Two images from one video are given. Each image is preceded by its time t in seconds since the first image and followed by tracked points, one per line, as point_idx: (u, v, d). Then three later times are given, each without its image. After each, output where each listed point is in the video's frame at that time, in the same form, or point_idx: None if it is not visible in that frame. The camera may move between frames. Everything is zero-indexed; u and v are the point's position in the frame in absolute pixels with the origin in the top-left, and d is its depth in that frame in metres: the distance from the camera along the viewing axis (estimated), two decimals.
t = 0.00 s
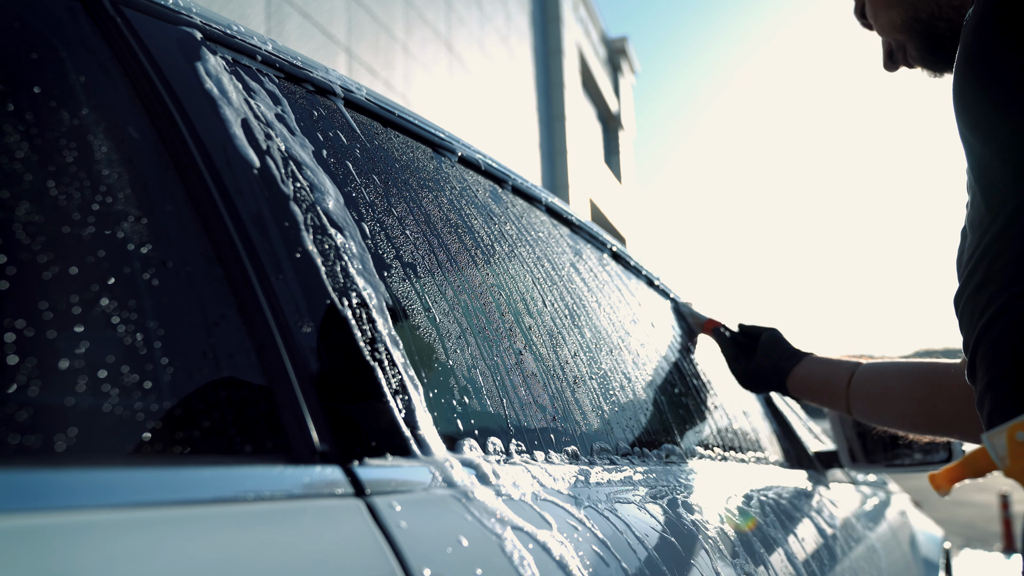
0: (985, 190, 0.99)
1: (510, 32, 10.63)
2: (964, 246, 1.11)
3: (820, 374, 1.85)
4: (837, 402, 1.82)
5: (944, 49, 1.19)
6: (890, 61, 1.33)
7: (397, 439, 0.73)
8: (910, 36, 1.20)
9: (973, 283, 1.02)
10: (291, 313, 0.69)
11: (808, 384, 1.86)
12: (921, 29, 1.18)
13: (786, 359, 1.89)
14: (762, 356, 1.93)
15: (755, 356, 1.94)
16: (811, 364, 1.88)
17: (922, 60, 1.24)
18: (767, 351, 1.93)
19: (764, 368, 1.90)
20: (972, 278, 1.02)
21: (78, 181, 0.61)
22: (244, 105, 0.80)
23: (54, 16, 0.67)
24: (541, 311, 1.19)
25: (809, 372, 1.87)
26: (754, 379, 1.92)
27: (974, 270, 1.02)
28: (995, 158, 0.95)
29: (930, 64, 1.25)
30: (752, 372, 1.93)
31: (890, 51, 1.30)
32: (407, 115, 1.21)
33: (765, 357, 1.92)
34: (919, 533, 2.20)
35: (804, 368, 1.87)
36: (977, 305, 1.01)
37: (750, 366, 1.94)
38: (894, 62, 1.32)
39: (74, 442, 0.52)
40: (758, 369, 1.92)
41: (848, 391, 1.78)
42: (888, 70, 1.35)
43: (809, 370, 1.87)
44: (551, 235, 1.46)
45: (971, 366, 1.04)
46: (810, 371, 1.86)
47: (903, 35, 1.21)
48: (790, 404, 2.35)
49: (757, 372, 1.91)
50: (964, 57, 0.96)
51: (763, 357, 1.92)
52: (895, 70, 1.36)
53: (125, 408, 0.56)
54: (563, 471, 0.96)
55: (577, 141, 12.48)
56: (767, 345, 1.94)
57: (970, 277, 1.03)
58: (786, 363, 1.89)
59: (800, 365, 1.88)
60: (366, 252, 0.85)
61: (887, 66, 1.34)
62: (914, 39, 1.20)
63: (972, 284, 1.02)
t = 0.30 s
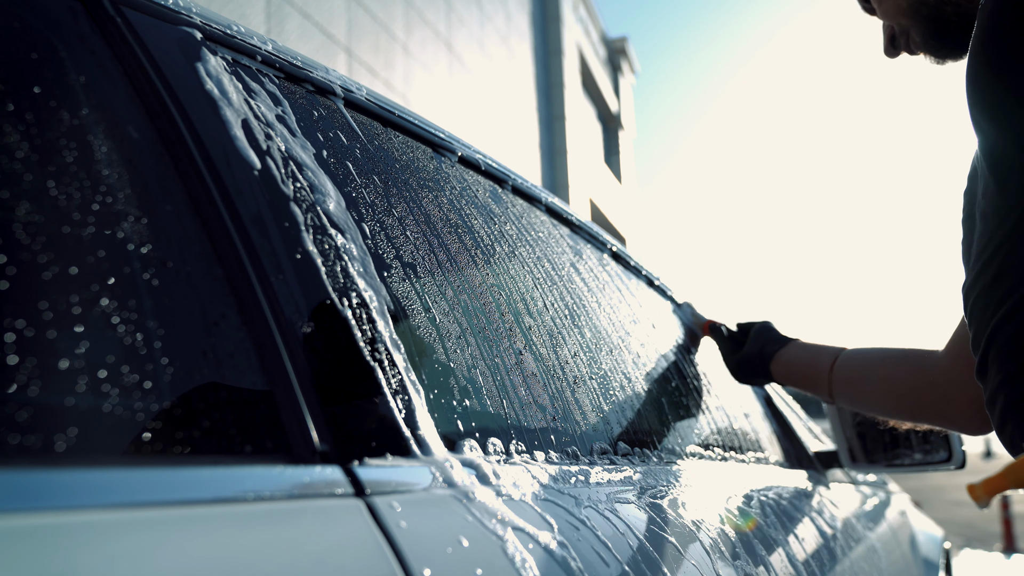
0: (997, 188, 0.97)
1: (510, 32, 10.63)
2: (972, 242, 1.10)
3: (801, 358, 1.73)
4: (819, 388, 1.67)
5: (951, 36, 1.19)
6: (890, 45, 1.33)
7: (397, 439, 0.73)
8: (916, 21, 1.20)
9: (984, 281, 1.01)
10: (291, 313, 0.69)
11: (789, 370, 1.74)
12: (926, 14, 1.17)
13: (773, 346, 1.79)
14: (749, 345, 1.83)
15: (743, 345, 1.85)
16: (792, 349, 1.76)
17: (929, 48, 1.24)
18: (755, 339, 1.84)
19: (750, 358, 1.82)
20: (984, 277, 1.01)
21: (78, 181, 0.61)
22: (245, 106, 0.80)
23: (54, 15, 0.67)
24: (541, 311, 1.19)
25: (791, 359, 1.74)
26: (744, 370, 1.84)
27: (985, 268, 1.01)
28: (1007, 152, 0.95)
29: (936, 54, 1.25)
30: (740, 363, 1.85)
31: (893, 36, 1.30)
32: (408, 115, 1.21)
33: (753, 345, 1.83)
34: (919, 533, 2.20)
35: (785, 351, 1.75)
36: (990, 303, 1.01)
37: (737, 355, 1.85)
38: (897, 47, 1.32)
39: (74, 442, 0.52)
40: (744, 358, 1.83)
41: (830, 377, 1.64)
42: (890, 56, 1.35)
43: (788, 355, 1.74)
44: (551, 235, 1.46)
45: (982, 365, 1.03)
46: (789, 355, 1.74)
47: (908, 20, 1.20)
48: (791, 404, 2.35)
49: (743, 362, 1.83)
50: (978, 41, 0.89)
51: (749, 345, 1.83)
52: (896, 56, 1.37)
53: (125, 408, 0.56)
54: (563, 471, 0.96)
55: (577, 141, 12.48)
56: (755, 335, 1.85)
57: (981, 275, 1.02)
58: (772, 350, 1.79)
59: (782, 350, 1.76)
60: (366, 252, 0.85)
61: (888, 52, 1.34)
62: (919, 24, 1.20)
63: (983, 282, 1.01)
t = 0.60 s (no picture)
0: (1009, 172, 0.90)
1: (510, 32, 10.64)
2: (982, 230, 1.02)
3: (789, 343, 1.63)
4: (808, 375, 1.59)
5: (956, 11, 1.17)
6: (890, 27, 1.30)
7: (398, 439, 0.73)
8: None
9: (995, 272, 0.93)
10: (291, 312, 0.69)
11: (774, 354, 1.65)
12: None
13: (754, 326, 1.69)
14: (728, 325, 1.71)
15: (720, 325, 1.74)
16: (774, 332, 1.66)
17: (931, 27, 1.22)
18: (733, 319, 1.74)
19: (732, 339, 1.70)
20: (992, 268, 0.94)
21: (78, 181, 0.61)
22: (245, 107, 0.80)
23: (54, 15, 0.67)
24: (541, 311, 1.19)
25: (777, 343, 1.65)
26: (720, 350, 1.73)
27: (995, 259, 0.93)
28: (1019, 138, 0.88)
29: (938, 33, 1.23)
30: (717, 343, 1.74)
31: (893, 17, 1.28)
32: (407, 115, 1.20)
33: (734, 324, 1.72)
34: (919, 533, 2.20)
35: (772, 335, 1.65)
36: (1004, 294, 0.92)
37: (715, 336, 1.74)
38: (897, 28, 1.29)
39: (74, 442, 0.52)
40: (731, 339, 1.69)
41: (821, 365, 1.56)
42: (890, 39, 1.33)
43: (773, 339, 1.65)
44: (551, 235, 1.46)
45: (991, 359, 0.95)
46: (772, 339, 1.65)
47: None
48: (790, 404, 2.35)
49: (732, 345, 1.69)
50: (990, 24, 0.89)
51: (734, 326, 1.70)
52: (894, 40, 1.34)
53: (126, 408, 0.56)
54: (563, 471, 0.96)
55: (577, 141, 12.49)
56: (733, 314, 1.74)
57: (989, 266, 0.94)
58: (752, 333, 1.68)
59: (765, 333, 1.66)
60: (366, 252, 0.85)
61: (889, 34, 1.32)
62: None
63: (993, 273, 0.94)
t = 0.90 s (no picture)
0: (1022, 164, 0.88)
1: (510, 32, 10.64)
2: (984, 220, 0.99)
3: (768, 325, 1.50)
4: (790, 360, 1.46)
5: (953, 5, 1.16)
6: (889, 15, 1.30)
7: (397, 439, 0.73)
8: None
9: (1001, 272, 0.92)
10: (291, 312, 0.69)
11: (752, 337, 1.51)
12: None
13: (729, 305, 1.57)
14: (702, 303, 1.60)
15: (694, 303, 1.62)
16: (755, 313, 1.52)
17: (930, 13, 1.19)
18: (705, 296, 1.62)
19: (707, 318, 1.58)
20: (998, 269, 0.93)
21: (78, 181, 0.61)
22: (246, 107, 0.80)
23: (55, 16, 0.67)
24: (541, 311, 1.19)
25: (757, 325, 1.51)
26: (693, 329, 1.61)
27: (1005, 256, 0.91)
28: (1022, 136, 0.88)
29: (936, 21, 1.20)
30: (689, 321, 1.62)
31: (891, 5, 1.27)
32: (407, 115, 1.20)
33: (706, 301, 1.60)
34: (919, 533, 2.20)
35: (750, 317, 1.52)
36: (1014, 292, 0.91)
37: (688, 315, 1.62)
38: (896, 15, 1.28)
39: (74, 442, 0.52)
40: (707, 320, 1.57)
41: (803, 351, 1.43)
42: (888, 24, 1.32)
43: (752, 321, 1.51)
44: (551, 235, 1.46)
45: (1001, 360, 0.94)
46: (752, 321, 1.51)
47: None
48: (790, 404, 2.35)
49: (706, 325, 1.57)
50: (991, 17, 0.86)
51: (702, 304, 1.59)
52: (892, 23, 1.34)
53: (126, 408, 0.56)
54: (563, 471, 0.96)
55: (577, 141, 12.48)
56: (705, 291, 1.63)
57: (997, 265, 0.93)
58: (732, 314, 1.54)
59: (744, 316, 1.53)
60: (366, 252, 0.85)
61: (885, 20, 1.31)
62: None
63: (999, 274, 0.93)
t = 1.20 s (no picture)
0: None
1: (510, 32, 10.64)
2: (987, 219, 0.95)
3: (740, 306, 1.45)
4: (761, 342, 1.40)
5: None
6: None
7: (397, 439, 0.73)
8: None
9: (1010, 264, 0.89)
10: (291, 313, 0.69)
11: (724, 318, 1.46)
12: None
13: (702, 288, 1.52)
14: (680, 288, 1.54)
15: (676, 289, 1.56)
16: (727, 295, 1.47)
17: None
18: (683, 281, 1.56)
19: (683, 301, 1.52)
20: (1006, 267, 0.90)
21: (78, 181, 0.62)
22: (246, 108, 0.80)
23: (54, 15, 0.67)
24: (541, 311, 1.19)
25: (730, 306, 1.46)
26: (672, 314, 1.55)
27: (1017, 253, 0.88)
28: None
29: None
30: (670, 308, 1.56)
31: None
32: (408, 115, 1.20)
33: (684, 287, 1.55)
34: (919, 533, 2.20)
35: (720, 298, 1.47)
36: None
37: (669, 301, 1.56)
38: None
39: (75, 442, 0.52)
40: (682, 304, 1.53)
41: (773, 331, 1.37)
42: None
43: (724, 303, 1.47)
44: (551, 235, 1.46)
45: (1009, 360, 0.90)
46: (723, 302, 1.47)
47: None
48: (790, 404, 2.35)
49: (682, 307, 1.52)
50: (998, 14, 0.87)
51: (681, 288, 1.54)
52: None
53: (126, 408, 0.57)
54: (563, 471, 0.96)
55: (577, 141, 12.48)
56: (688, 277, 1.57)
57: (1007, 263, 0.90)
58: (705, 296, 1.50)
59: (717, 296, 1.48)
60: (366, 253, 0.85)
61: None
62: None
63: (1011, 263, 0.89)
